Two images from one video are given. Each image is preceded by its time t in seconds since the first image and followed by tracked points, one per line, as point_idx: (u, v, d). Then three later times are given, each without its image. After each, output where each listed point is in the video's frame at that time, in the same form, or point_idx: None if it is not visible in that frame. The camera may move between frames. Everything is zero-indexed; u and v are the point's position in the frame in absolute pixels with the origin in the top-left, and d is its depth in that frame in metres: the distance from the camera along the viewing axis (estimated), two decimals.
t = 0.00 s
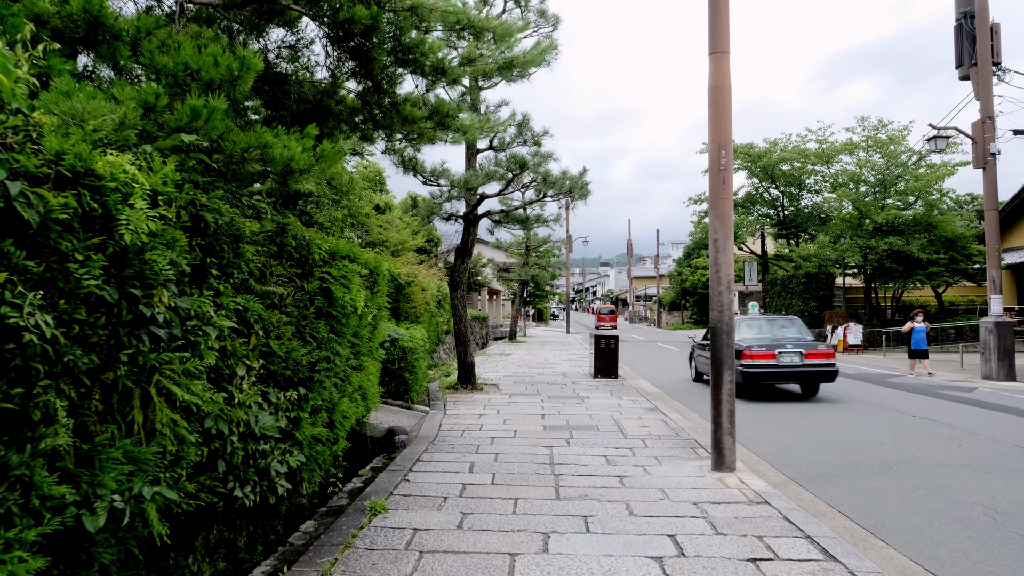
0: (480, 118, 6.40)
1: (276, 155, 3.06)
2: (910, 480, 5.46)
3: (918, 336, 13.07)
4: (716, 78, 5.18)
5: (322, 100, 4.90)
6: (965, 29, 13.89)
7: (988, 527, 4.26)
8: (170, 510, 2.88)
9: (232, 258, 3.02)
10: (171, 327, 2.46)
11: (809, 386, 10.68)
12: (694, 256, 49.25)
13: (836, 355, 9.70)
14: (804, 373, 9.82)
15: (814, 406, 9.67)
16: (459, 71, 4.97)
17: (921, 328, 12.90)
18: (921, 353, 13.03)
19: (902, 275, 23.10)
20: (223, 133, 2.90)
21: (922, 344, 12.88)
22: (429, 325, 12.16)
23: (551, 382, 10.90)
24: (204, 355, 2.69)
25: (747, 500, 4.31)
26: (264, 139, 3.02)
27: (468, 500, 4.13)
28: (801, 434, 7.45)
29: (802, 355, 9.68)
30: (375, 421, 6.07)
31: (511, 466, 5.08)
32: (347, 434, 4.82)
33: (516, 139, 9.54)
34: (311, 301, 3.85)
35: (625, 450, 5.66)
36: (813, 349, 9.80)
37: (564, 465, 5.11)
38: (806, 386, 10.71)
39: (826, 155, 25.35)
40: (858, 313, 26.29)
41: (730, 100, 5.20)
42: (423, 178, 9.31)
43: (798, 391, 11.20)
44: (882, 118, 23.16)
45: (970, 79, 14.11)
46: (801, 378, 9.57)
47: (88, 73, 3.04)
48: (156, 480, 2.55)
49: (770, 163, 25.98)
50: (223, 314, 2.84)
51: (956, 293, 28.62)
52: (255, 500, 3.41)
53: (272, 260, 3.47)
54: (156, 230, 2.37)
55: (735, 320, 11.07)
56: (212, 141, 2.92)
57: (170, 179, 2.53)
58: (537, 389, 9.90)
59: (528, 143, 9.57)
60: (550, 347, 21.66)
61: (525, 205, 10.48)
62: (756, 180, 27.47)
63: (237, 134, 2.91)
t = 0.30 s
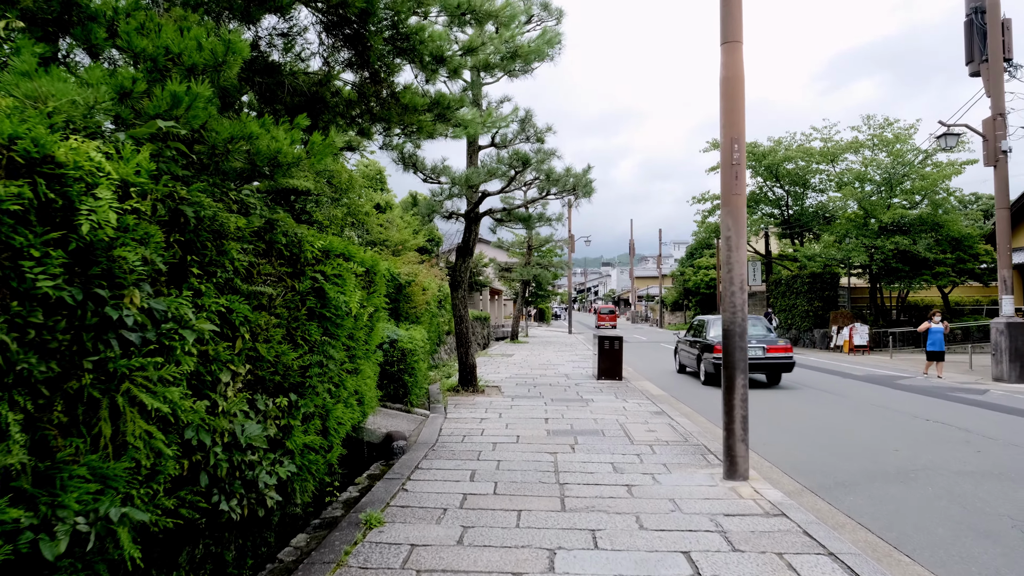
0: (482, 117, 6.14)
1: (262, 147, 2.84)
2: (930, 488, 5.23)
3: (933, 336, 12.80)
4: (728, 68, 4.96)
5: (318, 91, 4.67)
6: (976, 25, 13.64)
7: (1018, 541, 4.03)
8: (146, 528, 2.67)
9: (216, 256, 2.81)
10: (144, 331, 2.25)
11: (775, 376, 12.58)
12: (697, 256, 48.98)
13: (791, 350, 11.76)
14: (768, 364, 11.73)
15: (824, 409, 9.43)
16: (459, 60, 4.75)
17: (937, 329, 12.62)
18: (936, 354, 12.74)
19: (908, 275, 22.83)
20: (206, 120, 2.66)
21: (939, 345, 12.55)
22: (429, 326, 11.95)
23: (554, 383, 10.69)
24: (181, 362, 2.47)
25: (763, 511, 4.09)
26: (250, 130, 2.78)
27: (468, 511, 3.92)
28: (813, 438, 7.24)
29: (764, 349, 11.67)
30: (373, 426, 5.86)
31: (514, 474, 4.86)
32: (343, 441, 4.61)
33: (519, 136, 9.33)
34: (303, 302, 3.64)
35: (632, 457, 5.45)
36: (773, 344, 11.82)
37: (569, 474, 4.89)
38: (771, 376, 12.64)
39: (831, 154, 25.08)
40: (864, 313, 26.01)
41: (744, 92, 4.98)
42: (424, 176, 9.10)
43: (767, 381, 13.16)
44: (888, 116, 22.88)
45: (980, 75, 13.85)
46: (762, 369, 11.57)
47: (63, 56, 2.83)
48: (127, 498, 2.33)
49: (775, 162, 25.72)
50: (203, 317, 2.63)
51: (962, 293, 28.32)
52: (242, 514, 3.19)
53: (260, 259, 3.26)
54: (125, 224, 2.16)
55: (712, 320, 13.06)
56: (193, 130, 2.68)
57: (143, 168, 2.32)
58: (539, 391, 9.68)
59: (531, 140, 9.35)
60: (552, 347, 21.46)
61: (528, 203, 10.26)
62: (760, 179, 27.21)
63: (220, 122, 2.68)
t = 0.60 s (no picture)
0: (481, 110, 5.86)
1: (240, 134, 2.63)
2: (949, 496, 5.00)
3: (947, 338, 12.52)
4: (738, 57, 4.74)
5: (310, 81, 4.48)
6: (986, 20, 13.42)
7: None
8: (113, 547, 2.46)
9: (191, 252, 2.60)
10: (105, 333, 2.04)
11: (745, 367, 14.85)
12: (699, 256, 48.72)
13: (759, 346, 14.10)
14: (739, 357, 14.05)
15: (833, 411, 9.20)
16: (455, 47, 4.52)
17: (952, 330, 12.38)
18: (950, 356, 12.46)
19: (913, 275, 22.57)
20: (177, 105, 2.46)
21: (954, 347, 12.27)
22: (429, 326, 11.73)
23: (555, 385, 10.46)
24: (148, 368, 2.25)
25: (778, 523, 3.87)
26: (226, 115, 2.56)
27: (465, 524, 3.71)
28: (823, 442, 7.01)
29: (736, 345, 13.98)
30: (368, 431, 5.64)
31: (514, 482, 4.63)
32: (336, 448, 4.40)
33: (519, 132, 9.11)
34: (290, 301, 3.42)
35: (638, 464, 5.23)
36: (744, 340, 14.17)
37: (572, 482, 4.66)
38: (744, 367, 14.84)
39: (835, 153, 24.83)
40: (868, 314, 25.74)
41: (755, 81, 4.75)
42: (423, 173, 8.90)
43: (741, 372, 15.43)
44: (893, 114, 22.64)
45: (990, 72, 13.60)
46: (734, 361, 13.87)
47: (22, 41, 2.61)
48: (88, 518, 2.12)
49: (778, 161, 25.47)
50: (174, 318, 2.42)
51: (968, 293, 28.01)
52: (222, 530, 2.98)
53: (241, 255, 3.05)
54: (81, 214, 1.95)
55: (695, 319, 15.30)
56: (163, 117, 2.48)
57: (105, 155, 2.12)
58: (540, 393, 9.46)
59: (532, 136, 9.13)
60: (554, 348, 21.25)
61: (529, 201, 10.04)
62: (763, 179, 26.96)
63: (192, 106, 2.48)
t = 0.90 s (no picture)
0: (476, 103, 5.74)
1: (215, 119, 2.37)
2: (970, 506, 4.77)
3: (965, 340, 12.26)
4: (750, 45, 4.51)
5: (300, 70, 4.39)
6: (996, 14, 13.16)
7: None
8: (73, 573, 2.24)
9: (161, 249, 2.38)
10: (54, 339, 1.83)
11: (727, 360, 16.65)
12: (702, 256, 48.47)
13: (737, 341, 15.99)
14: (719, 351, 15.96)
15: (843, 414, 8.95)
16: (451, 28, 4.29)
17: (969, 331, 12.12)
18: (965, 358, 12.20)
19: (918, 275, 22.31)
20: (143, 87, 2.24)
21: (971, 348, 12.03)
22: (429, 327, 11.51)
23: (557, 388, 10.23)
24: (105, 378, 2.02)
25: (794, 538, 3.64)
26: (200, 98, 2.32)
27: (462, 538, 3.49)
28: (834, 448, 6.78)
29: (715, 340, 15.91)
30: (362, 437, 5.41)
31: (514, 492, 4.41)
32: (326, 456, 4.18)
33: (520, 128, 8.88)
34: (274, 302, 3.20)
35: (643, 472, 5.00)
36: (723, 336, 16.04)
37: (575, 492, 4.43)
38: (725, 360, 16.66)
39: (840, 151, 24.55)
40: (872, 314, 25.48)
41: (768, 71, 4.52)
42: (422, 170, 8.69)
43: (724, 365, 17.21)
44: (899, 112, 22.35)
45: (1000, 67, 13.33)
46: (715, 354, 15.70)
47: None
48: (37, 546, 1.90)
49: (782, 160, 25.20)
50: (138, 321, 2.19)
51: (973, 294, 27.75)
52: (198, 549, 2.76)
53: (219, 253, 2.83)
54: (26, 207, 1.74)
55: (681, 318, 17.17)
56: (125, 99, 2.27)
57: (56, 139, 1.90)
58: (542, 396, 9.23)
59: (534, 132, 8.90)
60: (555, 349, 20.99)
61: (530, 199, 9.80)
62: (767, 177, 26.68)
63: (160, 86, 2.26)
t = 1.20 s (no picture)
0: (478, 93, 5.56)
1: (187, 93, 2.17)
2: (995, 512, 4.54)
3: (983, 341, 12.00)
4: (763, 27, 4.28)
5: (291, 56, 4.24)
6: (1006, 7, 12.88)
7: None
8: None
9: (128, 237, 2.17)
10: None
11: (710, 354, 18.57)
12: (704, 255, 48.17)
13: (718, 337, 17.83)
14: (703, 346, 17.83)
15: (853, 416, 8.71)
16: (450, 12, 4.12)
17: (988, 332, 11.85)
18: (984, 359, 11.90)
19: (923, 274, 22.08)
20: (106, 57, 2.03)
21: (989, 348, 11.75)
22: (428, 327, 11.29)
23: (558, 388, 10.02)
24: (56, 379, 1.80)
25: (814, 549, 3.41)
26: (170, 70, 2.10)
27: (460, 549, 3.27)
28: (846, 450, 6.56)
29: (700, 335, 17.68)
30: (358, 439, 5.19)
31: (515, 499, 4.18)
32: (318, 461, 3.96)
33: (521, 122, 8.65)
34: (258, 296, 2.98)
35: (651, 476, 4.78)
36: (706, 332, 17.87)
37: (580, 498, 4.21)
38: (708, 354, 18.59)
39: (844, 149, 24.29)
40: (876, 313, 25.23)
41: (782, 55, 4.29)
42: (420, 164, 8.47)
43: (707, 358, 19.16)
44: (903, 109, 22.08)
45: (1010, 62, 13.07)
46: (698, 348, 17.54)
47: None
48: None
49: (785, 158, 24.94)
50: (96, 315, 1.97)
51: (978, 293, 27.50)
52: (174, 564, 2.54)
53: (195, 242, 2.62)
54: None
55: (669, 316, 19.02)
56: (87, 72, 2.06)
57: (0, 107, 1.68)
58: (543, 396, 9.01)
59: (535, 126, 8.67)
60: (557, 349, 20.78)
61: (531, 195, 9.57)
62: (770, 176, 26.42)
63: (128, 58, 2.06)
